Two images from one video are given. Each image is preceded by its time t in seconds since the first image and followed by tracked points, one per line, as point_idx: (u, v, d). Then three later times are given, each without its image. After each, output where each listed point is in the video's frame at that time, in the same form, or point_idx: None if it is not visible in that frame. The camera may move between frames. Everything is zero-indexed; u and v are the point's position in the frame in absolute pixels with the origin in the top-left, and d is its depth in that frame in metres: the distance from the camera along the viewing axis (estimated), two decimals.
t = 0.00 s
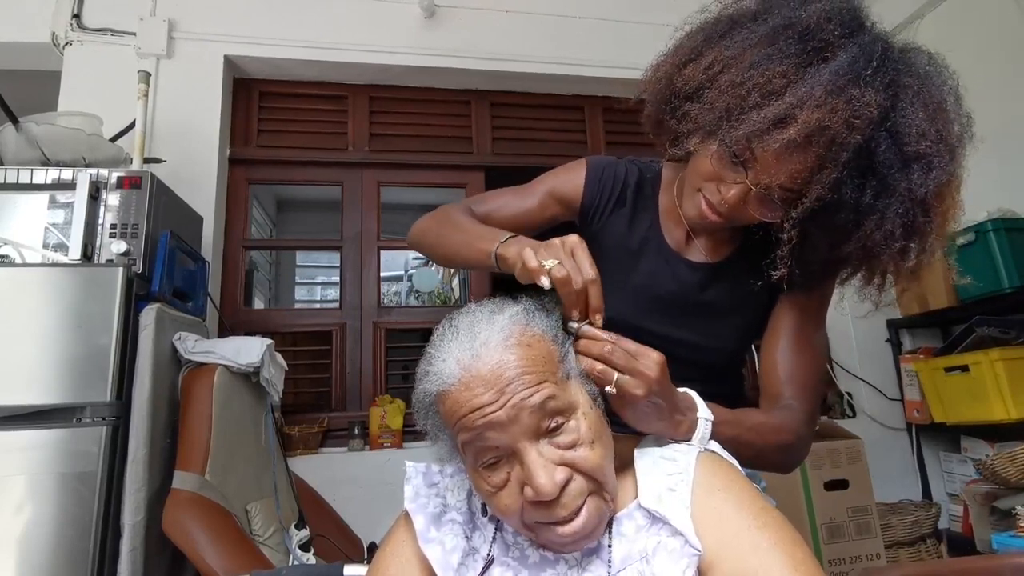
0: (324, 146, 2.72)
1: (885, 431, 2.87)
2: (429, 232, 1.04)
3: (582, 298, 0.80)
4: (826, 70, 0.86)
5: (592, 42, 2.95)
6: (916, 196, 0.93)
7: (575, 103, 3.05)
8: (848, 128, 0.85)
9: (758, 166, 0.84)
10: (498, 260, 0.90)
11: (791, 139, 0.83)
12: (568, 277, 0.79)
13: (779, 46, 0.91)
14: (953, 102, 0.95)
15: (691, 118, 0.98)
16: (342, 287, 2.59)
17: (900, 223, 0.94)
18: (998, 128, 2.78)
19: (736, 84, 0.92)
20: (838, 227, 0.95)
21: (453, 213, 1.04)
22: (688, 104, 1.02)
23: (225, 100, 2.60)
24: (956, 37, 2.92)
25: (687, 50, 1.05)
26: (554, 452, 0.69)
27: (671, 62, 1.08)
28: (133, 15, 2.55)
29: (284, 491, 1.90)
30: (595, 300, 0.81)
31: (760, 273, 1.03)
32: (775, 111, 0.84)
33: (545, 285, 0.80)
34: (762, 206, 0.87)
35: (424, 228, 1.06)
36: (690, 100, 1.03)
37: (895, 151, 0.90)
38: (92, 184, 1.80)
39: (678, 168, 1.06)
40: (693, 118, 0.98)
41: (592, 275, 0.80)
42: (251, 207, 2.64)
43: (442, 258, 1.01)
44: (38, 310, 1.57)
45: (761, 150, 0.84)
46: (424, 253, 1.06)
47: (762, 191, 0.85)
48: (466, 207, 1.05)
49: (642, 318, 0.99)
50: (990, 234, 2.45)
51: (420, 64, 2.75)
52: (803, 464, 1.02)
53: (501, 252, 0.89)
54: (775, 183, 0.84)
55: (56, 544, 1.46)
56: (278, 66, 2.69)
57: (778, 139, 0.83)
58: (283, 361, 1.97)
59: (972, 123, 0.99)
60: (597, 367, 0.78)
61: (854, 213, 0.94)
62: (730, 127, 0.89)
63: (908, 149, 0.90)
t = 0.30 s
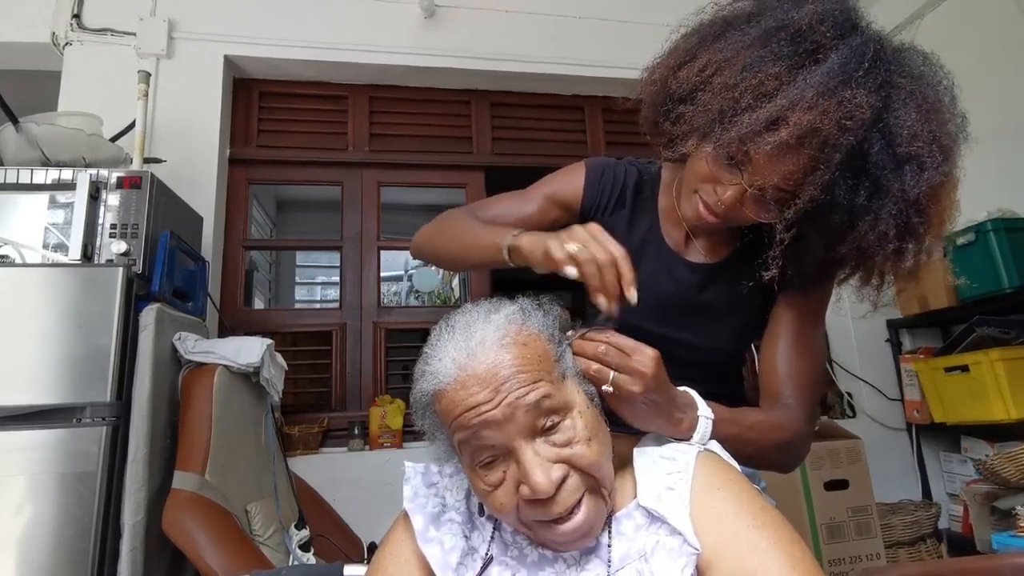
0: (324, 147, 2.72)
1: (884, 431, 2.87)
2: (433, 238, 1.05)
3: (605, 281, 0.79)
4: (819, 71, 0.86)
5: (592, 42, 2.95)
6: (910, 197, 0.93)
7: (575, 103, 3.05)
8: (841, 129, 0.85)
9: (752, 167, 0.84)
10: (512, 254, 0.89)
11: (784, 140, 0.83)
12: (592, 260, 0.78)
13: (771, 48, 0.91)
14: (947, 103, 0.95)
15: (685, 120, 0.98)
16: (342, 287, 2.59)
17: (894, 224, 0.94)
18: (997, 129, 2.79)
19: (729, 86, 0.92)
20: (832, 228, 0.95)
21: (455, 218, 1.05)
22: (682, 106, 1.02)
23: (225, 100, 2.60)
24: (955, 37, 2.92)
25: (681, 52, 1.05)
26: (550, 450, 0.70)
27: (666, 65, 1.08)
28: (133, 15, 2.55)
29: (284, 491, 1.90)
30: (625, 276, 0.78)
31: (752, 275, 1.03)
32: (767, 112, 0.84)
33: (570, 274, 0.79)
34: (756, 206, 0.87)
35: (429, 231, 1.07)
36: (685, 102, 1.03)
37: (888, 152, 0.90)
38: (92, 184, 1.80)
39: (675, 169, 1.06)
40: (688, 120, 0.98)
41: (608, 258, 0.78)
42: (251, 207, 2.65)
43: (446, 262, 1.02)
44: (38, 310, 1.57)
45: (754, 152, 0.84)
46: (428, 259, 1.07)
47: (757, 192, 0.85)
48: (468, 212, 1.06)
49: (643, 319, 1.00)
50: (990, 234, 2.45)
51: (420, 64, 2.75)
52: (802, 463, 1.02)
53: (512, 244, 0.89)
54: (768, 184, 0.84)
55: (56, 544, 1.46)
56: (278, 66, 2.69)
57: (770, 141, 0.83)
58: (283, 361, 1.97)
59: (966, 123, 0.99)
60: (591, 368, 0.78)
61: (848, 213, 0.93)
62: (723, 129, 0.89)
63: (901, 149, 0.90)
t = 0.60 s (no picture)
0: (324, 147, 2.72)
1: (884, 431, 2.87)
2: (430, 239, 1.05)
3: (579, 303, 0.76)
4: (814, 72, 0.85)
5: (592, 42, 2.95)
6: (906, 196, 0.92)
7: (575, 103, 3.05)
8: (836, 130, 0.85)
9: (748, 168, 0.84)
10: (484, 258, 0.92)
11: (780, 140, 0.82)
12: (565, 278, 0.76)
13: (767, 50, 0.91)
14: (942, 102, 0.95)
15: (682, 122, 0.98)
16: (342, 287, 2.59)
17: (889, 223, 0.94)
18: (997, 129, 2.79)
19: (725, 88, 0.92)
20: (829, 227, 0.95)
21: (452, 220, 1.05)
22: (679, 108, 1.02)
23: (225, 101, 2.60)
24: (955, 38, 2.93)
25: (678, 54, 1.05)
26: (549, 451, 0.70)
27: (664, 66, 1.08)
28: (133, 15, 2.55)
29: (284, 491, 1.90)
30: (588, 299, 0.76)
31: (749, 273, 1.03)
32: (762, 114, 0.84)
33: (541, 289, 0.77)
34: (753, 207, 0.87)
35: (426, 230, 1.08)
36: (682, 104, 1.03)
37: (883, 152, 0.90)
38: (92, 184, 1.80)
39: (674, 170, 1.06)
40: (685, 122, 0.98)
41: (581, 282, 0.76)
42: (251, 207, 2.65)
43: (440, 264, 1.02)
44: (38, 311, 1.57)
45: (750, 153, 0.84)
46: (424, 262, 1.07)
47: (754, 193, 0.85)
48: (466, 215, 1.06)
49: (642, 319, 1.00)
50: (990, 234, 2.43)
51: (420, 64, 2.75)
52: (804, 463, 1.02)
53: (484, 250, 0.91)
54: (765, 185, 0.84)
55: (56, 545, 1.46)
56: (278, 66, 2.69)
57: (766, 142, 0.83)
58: (283, 361, 1.97)
59: (962, 123, 0.98)
60: (591, 368, 0.77)
61: (844, 213, 0.93)
62: (719, 131, 0.89)
63: (897, 149, 0.89)
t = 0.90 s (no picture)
0: (324, 147, 2.72)
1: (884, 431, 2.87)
2: (427, 238, 1.05)
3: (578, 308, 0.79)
4: (813, 78, 0.85)
5: (592, 42, 2.95)
6: (902, 202, 0.92)
7: (575, 104, 3.05)
8: (834, 136, 0.85)
9: (747, 173, 0.84)
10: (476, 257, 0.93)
11: (778, 147, 0.82)
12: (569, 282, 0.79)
13: (766, 56, 0.90)
14: (940, 108, 0.95)
15: (681, 126, 0.98)
16: (342, 287, 2.59)
17: (886, 228, 0.94)
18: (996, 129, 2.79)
19: (724, 93, 0.92)
20: (826, 232, 0.95)
21: (451, 220, 1.05)
22: (679, 112, 1.02)
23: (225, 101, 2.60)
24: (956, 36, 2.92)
25: (677, 58, 1.05)
26: (557, 450, 0.70)
27: (662, 69, 1.07)
28: (133, 15, 2.55)
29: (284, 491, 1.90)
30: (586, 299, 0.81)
31: (750, 278, 1.03)
32: (761, 120, 0.84)
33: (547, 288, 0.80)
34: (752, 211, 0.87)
35: (424, 230, 1.08)
36: (681, 108, 1.03)
37: (880, 159, 0.89)
38: (92, 184, 1.80)
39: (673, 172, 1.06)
40: (684, 126, 0.98)
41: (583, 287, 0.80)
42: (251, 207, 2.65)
43: (438, 263, 1.01)
44: (37, 311, 1.57)
45: (749, 158, 0.84)
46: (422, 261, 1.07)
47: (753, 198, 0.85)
48: (464, 215, 1.06)
49: (641, 320, 1.00)
50: (990, 234, 2.42)
51: (420, 64, 2.75)
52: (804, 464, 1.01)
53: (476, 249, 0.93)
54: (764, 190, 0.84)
55: (56, 545, 1.46)
56: (278, 66, 2.69)
57: (765, 148, 0.83)
58: (283, 361, 1.97)
59: (958, 129, 0.98)
60: (602, 378, 0.78)
61: (841, 218, 0.93)
62: (718, 136, 0.89)
63: (894, 156, 0.89)
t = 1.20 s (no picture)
0: (324, 147, 2.72)
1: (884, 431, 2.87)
2: (433, 237, 1.06)
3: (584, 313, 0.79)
4: (811, 89, 0.85)
5: (592, 42, 2.95)
6: (899, 213, 0.92)
7: (575, 104, 3.05)
8: (831, 146, 0.85)
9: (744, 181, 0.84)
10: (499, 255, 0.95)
11: (776, 157, 0.82)
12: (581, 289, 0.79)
13: (765, 64, 0.90)
14: (939, 119, 0.94)
15: (680, 132, 0.98)
16: (342, 287, 2.59)
17: (882, 237, 0.94)
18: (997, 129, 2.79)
19: (723, 101, 0.92)
20: (823, 240, 0.95)
21: (455, 218, 1.06)
22: (678, 119, 1.02)
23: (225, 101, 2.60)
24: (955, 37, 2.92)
25: (678, 63, 1.05)
26: (560, 447, 0.70)
27: (663, 74, 1.07)
28: (133, 15, 2.55)
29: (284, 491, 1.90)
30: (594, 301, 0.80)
31: (746, 286, 1.03)
32: (759, 129, 0.84)
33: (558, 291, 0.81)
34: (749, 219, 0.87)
35: (429, 228, 1.09)
36: (680, 115, 1.03)
37: (877, 169, 0.89)
38: (92, 184, 1.80)
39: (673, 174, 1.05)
40: (683, 132, 0.98)
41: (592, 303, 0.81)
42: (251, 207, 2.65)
43: (445, 261, 1.03)
44: (37, 311, 1.57)
45: (747, 167, 0.84)
46: (427, 259, 1.08)
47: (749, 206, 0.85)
48: (469, 214, 1.07)
49: (642, 321, 1.00)
50: (990, 233, 2.42)
51: (420, 65, 2.75)
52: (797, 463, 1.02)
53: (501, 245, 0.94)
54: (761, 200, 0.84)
55: (56, 545, 1.46)
56: (278, 66, 2.69)
57: (762, 157, 0.83)
58: (283, 361, 1.97)
59: (957, 139, 0.98)
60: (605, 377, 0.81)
61: (838, 226, 0.93)
62: (717, 144, 0.89)
63: (891, 166, 0.89)
